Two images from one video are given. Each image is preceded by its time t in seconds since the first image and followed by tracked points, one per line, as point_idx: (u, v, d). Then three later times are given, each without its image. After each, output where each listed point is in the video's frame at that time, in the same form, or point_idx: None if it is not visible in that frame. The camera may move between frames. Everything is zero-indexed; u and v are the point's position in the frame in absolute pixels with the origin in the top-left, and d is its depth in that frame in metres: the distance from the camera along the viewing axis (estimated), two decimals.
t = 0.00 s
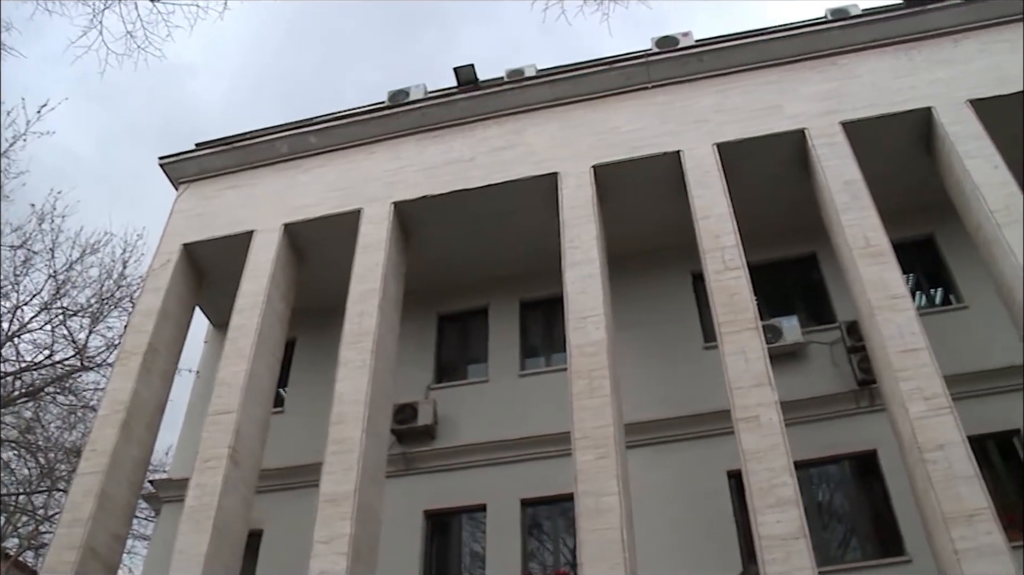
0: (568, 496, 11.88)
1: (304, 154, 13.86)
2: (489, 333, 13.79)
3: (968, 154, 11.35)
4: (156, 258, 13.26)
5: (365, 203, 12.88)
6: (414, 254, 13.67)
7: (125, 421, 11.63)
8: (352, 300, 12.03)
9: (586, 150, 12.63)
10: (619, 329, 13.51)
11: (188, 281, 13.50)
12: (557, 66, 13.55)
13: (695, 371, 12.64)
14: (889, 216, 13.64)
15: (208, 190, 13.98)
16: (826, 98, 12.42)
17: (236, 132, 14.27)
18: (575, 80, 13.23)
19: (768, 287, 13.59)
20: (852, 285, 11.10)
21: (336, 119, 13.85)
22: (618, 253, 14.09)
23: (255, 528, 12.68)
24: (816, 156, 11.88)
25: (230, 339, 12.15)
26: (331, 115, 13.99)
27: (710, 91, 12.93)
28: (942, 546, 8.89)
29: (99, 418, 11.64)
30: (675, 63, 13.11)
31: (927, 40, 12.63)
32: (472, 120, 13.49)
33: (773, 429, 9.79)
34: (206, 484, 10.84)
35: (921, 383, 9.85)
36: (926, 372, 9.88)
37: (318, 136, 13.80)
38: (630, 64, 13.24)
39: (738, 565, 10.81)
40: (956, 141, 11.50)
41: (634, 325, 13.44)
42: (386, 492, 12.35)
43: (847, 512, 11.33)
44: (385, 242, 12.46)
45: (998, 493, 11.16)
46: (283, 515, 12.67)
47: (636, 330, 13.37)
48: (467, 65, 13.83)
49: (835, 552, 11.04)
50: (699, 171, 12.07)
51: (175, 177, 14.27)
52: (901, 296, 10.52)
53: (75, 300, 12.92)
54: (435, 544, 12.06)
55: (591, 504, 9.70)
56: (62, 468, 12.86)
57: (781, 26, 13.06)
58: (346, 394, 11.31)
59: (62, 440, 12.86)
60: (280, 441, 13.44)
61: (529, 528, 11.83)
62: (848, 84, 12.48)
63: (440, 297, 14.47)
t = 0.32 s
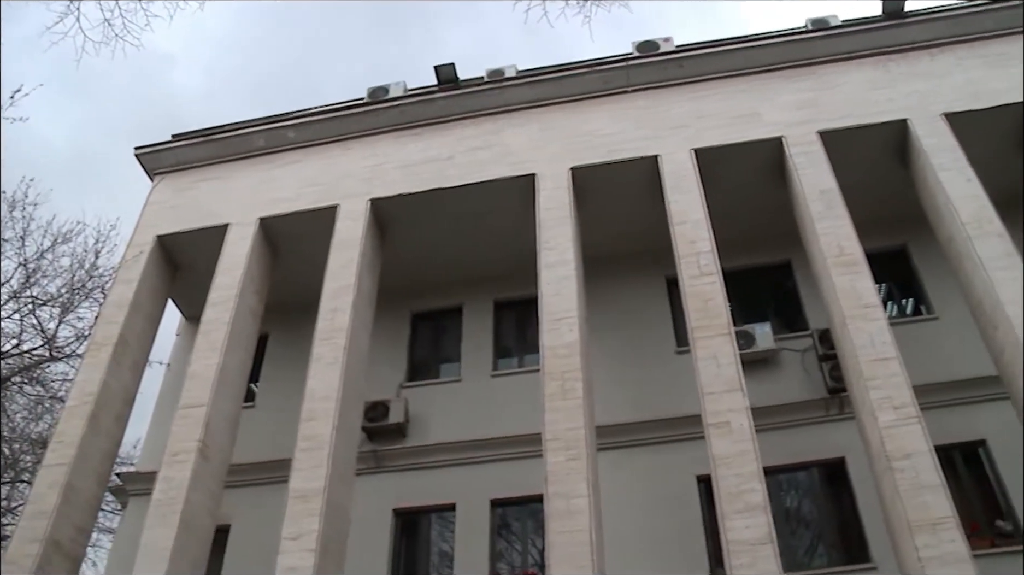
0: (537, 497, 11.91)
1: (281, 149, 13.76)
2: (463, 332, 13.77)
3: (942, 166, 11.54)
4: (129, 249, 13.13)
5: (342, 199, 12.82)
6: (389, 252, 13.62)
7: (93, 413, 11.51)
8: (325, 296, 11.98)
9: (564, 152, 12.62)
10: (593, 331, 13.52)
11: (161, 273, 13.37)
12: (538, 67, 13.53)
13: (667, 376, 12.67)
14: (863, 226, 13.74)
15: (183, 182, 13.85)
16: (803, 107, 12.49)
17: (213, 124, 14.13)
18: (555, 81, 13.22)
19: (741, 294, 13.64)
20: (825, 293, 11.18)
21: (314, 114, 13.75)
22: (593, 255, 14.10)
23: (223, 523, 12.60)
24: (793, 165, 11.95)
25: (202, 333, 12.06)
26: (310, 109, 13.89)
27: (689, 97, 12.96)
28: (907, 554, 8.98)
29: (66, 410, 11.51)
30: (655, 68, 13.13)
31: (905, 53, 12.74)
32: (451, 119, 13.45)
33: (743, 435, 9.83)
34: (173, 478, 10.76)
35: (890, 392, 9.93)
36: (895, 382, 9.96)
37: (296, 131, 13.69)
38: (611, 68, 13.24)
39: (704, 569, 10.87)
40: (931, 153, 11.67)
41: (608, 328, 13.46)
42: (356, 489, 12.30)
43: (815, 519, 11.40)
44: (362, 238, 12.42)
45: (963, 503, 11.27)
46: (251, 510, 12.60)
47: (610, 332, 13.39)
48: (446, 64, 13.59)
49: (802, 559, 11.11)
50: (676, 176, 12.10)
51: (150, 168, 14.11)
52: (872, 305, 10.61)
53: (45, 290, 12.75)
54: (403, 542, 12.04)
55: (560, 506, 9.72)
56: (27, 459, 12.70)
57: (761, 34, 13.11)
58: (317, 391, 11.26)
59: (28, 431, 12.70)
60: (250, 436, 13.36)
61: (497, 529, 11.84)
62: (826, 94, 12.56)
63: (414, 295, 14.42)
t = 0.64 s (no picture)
0: (500, 497, 11.98)
1: (253, 140, 13.64)
2: (431, 330, 13.74)
3: (911, 180, 11.69)
4: (95, 237, 12.94)
5: (314, 193, 12.76)
6: (359, 247, 13.56)
7: (54, 402, 11.33)
8: (293, 290, 11.92)
9: (538, 153, 12.63)
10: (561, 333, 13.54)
11: (128, 261, 13.20)
12: (515, 67, 13.51)
13: (632, 380, 12.72)
14: (832, 237, 13.87)
15: (152, 170, 13.68)
16: (776, 116, 12.57)
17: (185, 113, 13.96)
18: (531, 82, 13.22)
19: (709, 300, 13.72)
20: (792, 302, 11.28)
21: (288, 107, 13.63)
22: (563, 257, 14.12)
23: (183, 515, 12.49)
24: (764, 174, 12.02)
25: (167, 323, 11.95)
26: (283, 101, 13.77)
27: (663, 102, 13.00)
28: (864, 562, 9.09)
29: (26, 397, 11.32)
30: (631, 72, 13.16)
31: (877, 67, 12.88)
32: (425, 116, 13.40)
33: (706, 441, 9.90)
34: (133, 469, 10.65)
35: (853, 402, 10.03)
36: (859, 392, 10.06)
37: (269, 123, 13.57)
38: (587, 71, 13.24)
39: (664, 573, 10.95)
40: (900, 167, 11.81)
41: (576, 330, 13.47)
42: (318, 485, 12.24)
43: (774, 526, 11.50)
44: (332, 233, 12.36)
45: (920, 513, 11.42)
46: (212, 503, 12.51)
47: (577, 334, 13.40)
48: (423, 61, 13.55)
49: (761, 565, 11.22)
50: (648, 181, 12.13)
51: (120, 155, 13.91)
52: (837, 316, 10.72)
53: (8, 275, 12.63)
54: (364, 539, 12.01)
55: (522, 507, 9.75)
56: None
57: (738, 42, 13.17)
58: (281, 385, 11.19)
59: None
60: (213, 429, 13.26)
61: (459, 528, 11.88)
62: (798, 105, 12.65)
63: (382, 291, 14.35)
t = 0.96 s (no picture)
0: (453, 494, 12.00)
1: (218, 126, 13.50)
2: (390, 325, 13.70)
3: (872, 195, 11.85)
4: (53, 217, 12.67)
5: (278, 182, 12.66)
6: (321, 238, 13.47)
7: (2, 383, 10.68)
8: (252, 279, 11.82)
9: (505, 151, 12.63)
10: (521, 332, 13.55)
11: (86, 243, 12.98)
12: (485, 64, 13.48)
13: (589, 381, 12.76)
14: (793, 247, 14.02)
15: (113, 152, 13.47)
16: (742, 125, 12.66)
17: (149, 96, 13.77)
18: (500, 81, 13.22)
19: (669, 305, 13.81)
20: (750, 310, 11.37)
21: (254, 94, 13.50)
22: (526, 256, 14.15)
23: (131, 503, 12.33)
24: (728, 181, 12.10)
25: (123, 308, 11.78)
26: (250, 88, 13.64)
27: (631, 106, 13.04)
28: (811, 569, 9.21)
29: None
30: (601, 75, 13.19)
31: (842, 82, 13.05)
32: (393, 109, 13.35)
33: (660, 444, 9.97)
34: (82, 454, 10.49)
35: (807, 411, 10.14)
36: (813, 401, 10.17)
37: (235, 109, 13.44)
38: (557, 71, 13.25)
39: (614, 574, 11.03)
40: (862, 181, 11.96)
41: (536, 329, 13.48)
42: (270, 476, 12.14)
43: (725, 531, 11.60)
44: (295, 224, 12.28)
45: (868, 523, 11.58)
46: (163, 491, 12.37)
47: (537, 334, 13.41)
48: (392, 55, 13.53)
49: (710, 569, 11.32)
50: (613, 183, 12.17)
51: (81, 135, 13.70)
52: (794, 325, 10.83)
53: None
54: (316, 532, 11.97)
55: (475, 505, 9.75)
56: None
57: (708, 50, 13.25)
58: (237, 375, 11.09)
59: None
60: (167, 416, 13.11)
61: (411, 524, 11.89)
62: (764, 115, 12.75)
63: (343, 283, 14.27)
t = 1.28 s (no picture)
0: (402, 487, 12.01)
1: (179, 107, 13.32)
2: (346, 315, 13.64)
3: (829, 206, 12.00)
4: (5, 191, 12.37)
5: (239, 167, 12.53)
6: (280, 225, 13.35)
7: None
8: (209, 263, 11.69)
9: (468, 146, 12.61)
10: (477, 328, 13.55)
11: (39, 220, 12.72)
12: (452, 58, 13.43)
13: (543, 380, 12.80)
14: (750, 254, 14.15)
15: (70, 128, 13.22)
16: (705, 131, 12.76)
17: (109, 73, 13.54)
18: (466, 75, 13.19)
19: (626, 307, 13.88)
20: (705, 315, 11.46)
21: (218, 76, 13.35)
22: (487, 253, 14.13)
23: (75, 486, 12.14)
24: (689, 186, 12.19)
25: (73, 287, 11.56)
26: (214, 70, 13.48)
27: (597, 107, 13.08)
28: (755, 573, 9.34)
29: None
30: (568, 74, 13.20)
31: (805, 93, 13.20)
32: (358, 99, 13.27)
33: (610, 444, 10.03)
34: (25, 434, 10.30)
35: (757, 417, 10.26)
36: (763, 408, 10.29)
37: (197, 91, 13.28)
38: (524, 68, 13.25)
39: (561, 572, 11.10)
40: (820, 192, 12.11)
41: (492, 325, 13.48)
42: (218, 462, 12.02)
43: (672, 533, 11.71)
44: (255, 209, 12.16)
45: (813, 529, 11.75)
46: (108, 475, 12.21)
47: (493, 330, 13.40)
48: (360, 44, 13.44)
49: (656, 570, 11.43)
50: (575, 183, 12.20)
51: (37, 109, 13.44)
52: (748, 332, 10.94)
53: None
54: (263, 520, 11.89)
55: (424, 498, 9.74)
56: None
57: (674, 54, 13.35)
58: (188, 359, 10.96)
59: None
60: (116, 399, 12.94)
61: (359, 516, 11.88)
62: (727, 122, 12.86)
63: (300, 271, 14.16)
